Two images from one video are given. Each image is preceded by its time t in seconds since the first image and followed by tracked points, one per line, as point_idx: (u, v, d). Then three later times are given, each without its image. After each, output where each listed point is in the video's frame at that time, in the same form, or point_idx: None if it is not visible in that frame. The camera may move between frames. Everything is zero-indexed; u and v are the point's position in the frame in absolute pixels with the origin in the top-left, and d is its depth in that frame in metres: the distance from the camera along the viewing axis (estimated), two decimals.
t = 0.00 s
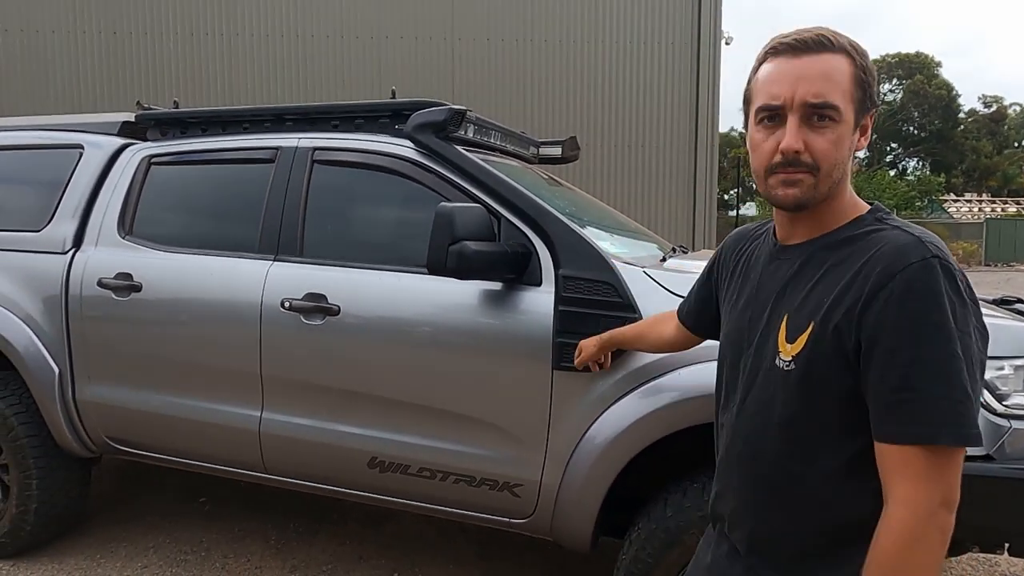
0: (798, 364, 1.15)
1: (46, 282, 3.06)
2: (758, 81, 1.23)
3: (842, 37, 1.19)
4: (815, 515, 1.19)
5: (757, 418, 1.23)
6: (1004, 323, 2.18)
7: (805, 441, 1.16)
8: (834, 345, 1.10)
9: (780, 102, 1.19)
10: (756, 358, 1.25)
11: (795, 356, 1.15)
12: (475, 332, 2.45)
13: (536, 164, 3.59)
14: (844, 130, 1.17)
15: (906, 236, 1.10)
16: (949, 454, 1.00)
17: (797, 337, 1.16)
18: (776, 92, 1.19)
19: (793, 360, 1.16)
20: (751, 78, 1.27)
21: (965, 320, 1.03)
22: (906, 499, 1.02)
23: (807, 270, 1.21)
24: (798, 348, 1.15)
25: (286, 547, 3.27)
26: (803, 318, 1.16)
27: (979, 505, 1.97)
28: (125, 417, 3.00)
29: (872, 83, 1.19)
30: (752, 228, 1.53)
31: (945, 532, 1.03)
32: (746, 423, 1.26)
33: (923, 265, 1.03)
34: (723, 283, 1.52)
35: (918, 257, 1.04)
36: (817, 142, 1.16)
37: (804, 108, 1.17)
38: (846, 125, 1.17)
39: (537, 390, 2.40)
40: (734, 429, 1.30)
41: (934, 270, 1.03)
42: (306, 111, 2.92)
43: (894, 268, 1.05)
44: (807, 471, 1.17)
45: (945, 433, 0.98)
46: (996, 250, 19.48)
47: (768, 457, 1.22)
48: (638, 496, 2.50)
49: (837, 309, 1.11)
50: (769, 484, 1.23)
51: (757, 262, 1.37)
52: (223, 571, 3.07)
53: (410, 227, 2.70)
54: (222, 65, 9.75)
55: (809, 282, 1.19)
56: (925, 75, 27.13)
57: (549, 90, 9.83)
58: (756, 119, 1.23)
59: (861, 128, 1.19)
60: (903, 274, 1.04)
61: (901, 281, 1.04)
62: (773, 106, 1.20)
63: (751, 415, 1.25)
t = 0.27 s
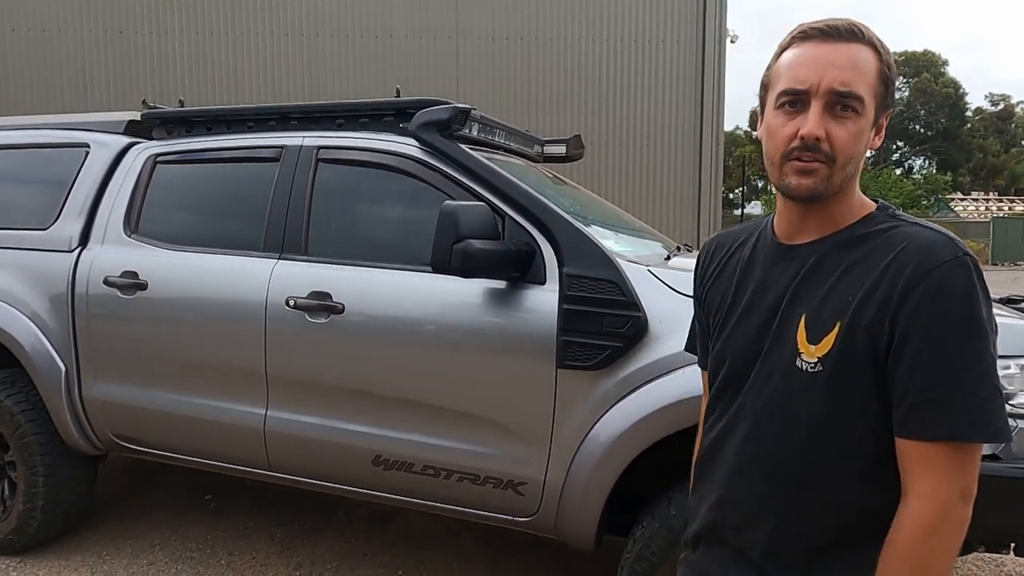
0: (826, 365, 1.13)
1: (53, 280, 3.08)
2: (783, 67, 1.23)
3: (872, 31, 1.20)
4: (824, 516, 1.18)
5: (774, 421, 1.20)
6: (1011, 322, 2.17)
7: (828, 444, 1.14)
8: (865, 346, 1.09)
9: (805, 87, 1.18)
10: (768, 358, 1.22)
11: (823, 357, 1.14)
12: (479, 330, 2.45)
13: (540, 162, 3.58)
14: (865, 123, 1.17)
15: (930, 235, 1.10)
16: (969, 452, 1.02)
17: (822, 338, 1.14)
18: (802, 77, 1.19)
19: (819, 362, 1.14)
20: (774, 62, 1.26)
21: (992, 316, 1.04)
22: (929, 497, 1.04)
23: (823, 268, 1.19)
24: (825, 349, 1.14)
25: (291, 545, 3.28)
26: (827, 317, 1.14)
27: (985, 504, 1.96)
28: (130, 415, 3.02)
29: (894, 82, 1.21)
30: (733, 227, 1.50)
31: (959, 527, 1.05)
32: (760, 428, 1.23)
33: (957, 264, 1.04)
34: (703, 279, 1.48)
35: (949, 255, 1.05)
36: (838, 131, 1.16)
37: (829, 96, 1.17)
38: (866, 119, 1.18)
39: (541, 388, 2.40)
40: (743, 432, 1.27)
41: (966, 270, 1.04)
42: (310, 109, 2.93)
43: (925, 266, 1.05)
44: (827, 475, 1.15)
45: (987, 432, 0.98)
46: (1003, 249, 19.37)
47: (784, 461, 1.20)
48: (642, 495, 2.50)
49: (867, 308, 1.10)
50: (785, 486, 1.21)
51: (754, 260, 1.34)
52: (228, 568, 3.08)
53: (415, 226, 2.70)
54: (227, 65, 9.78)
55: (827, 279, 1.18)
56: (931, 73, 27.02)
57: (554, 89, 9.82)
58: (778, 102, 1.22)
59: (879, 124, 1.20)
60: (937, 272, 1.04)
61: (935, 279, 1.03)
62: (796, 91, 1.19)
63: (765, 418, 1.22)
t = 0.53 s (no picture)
0: (859, 368, 1.10)
1: (57, 277, 3.09)
2: (783, 59, 1.21)
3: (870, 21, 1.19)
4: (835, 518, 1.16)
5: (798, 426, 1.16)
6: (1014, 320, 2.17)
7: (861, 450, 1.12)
8: (897, 347, 1.08)
9: (809, 78, 1.17)
10: (788, 360, 1.18)
11: (855, 360, 1.11)
12: (482, 328, 2.45)
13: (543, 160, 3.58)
14: (872, 111, 1.16)
15: (954, 233, 1.11)
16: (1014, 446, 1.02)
17: (852, 340, 1.11)
18: (804, 67, 1.17)
19: (851, 364, 1.11)
20: (772, 56, 1.25)
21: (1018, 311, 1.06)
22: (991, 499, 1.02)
23: (842, 264, 1.16)
24: (857, 351, 1.11)
25: (295, 541, 3.29)
26: (856, 318, 1.11)
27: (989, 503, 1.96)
28: (135, 411, 3.03)
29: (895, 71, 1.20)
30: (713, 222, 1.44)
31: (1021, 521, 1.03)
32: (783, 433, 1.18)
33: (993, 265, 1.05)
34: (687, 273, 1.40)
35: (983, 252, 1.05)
36: (847, 120, 1.14)
37: (835, 85, 1.16)
38: (874, 107, 1.16)
39: (544, 386, 2.40)
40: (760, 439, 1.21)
41: (999, 271, 1.05)
42: (314, 107, 2.93)
43: (961, 264, 1.05)
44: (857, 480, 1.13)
45: None
46: (1006, 247, 19.31)
47: (807, 467, 1.16)
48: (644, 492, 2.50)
49: (900, 308, 1.08)
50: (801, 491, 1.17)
51: (754, 254, 1.28)
52: (232, 564, 3.09)
53: (417, 223, 2.70)
54: (230, 62, 9.79)
55: (847, 276, 1.15)
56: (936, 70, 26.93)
57: (556, 86, 9.82)
58: (781, 96, 1.20)
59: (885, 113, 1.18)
60: (976, 270, 1.03)
61: (974, 278, 1.03)
62: (800, 82, 1.18)
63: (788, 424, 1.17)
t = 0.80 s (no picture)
0: (837, 377, 1.14)
1: (57, 276, 3.09)
2: (766, 53, 1.21)
3: (857, 15, 1.19)
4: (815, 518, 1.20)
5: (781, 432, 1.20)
6: (1013, 319, 2.17)
7: (844, 454, 1.16)
8: (875, 356, 1.11)
9: (790, 75, 1.17)
10: (768, 367, 1.20)
11: (833, 369, 1.14)
12: (482, 326, 2.45)
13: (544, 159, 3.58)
14: (853, 111, 1.17)
15: (929, 237, 1.15)
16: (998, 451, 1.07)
17: (831, 349, 1.14)
18: (786, 64, 1.18)
19: (828, 373, 1.15)
20: (756, 48, 1.25)
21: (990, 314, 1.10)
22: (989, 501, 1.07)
23: (820, 271, 1.18)
24: (834, 360, 1.14)
25: (295, 540, 3.29)
26: (836, 327, 1.14)
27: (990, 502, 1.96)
28: (135, 410, 3.03)
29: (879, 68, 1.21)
30: (693, 216, 1.43)
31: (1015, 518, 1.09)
32: (766, 438, 1.21)
33: (967, 273, 1.08)
34: (664, 274, 1.41)
35: (960, 261, 1.09)
36: (828, 121, 1.15)
37: (817, 83, 1.16)
38: (855, 107, 1.17)
39: (543, 385, 2.40)
40: (743, 445, 1.24)
41: (973, 278, 1.09)
42: (314, 106, 2.94)
43: (939, 274, 1.08)
44: (841, 482, 1.17)
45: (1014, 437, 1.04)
46: (1007, 247, 19.29)
47: (791, 471, 1.20)
48: (644, 491, 2.50)
49: (878, 317, 1.11)
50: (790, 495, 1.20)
51: (732, 257, 1.29)
52: (232, 563, 3.09)
53: (417, 222, 2.70)
54: (231, 61, 9.79)
55: (828, 282, 1.17)
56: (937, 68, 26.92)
57: (557, 85, 9.82)
58: (762, 92, 1.20)
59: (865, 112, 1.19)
60: (953, 281, 1.07)
61: (952, 288, 1.07)
62: (782, 79, 1.18)
63: (770, 430, 1.20)
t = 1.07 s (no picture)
0: (791, 376, 1.10)
1: (61, 275, 3.10)
2: (702, 46, 1.20)
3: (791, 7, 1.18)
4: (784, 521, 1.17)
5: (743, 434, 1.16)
6: (1016, 317, 2.17)
7: (808, 456, 1.13)
8: (829, 353, 1.08)
9: (724, 67, 1.16)
10: (726, 370, 1.16)
11: (788, 368, 1.10)
12: (485, 325, 2.46)
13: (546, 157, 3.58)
14: (790, 101, 1.15)
15: (882, 225, 1.12)
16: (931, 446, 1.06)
17: (785, 348, 1.11)
18: (721, 55, 1.16)
19: (784, 373, 1.11)
20: (694, 42, 1.24)
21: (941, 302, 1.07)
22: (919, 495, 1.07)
23: (773, 265, 1.15)
24: (789, 360, 1.10)
25: (298, 538, 3.30)
26: (788, 325, 1.10)
27: (993, 501, 1.96)
28: (138, 408, 3.04)
29: (817, 58, 1.19)
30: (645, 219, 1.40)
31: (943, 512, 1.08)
32: (727, 442, 1.18)
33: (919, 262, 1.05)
34: (621, 274, 1.37)
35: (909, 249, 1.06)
36: (764, 111, 1.13)
37: (750, 73, 1.14)
38: (792, 98, 1.15)
39: (546, 383, 2.40)
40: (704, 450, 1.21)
41: (925, 267, 1.05)
42: (317, 105, 2.95)
43: (890, 264, 1.05)
44: (804, 483, 1.14)
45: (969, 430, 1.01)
46: (1011, 246, 19.25)
47: (755, 472, 1.17)
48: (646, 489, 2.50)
49: (830, 312, 1.07)
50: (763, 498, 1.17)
51: (687, 255, 1.25)
52: (235, 561, 3.10)
53: (420, 221, 2.70)
54: (234, 60, 9.80)
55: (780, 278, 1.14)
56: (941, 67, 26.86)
57: (560, 84, 9.81)
58: (699, 85, 1.19)
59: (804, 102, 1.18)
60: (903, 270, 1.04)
61: (902, 277, 1.03)
62: (717, 71, 1.17)
63: (732, 433, 1.17)
